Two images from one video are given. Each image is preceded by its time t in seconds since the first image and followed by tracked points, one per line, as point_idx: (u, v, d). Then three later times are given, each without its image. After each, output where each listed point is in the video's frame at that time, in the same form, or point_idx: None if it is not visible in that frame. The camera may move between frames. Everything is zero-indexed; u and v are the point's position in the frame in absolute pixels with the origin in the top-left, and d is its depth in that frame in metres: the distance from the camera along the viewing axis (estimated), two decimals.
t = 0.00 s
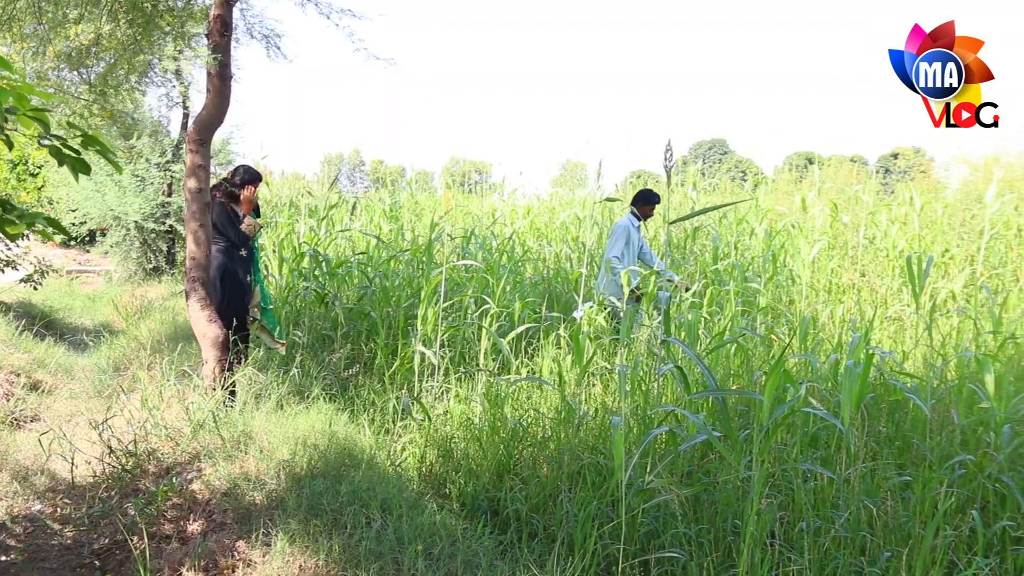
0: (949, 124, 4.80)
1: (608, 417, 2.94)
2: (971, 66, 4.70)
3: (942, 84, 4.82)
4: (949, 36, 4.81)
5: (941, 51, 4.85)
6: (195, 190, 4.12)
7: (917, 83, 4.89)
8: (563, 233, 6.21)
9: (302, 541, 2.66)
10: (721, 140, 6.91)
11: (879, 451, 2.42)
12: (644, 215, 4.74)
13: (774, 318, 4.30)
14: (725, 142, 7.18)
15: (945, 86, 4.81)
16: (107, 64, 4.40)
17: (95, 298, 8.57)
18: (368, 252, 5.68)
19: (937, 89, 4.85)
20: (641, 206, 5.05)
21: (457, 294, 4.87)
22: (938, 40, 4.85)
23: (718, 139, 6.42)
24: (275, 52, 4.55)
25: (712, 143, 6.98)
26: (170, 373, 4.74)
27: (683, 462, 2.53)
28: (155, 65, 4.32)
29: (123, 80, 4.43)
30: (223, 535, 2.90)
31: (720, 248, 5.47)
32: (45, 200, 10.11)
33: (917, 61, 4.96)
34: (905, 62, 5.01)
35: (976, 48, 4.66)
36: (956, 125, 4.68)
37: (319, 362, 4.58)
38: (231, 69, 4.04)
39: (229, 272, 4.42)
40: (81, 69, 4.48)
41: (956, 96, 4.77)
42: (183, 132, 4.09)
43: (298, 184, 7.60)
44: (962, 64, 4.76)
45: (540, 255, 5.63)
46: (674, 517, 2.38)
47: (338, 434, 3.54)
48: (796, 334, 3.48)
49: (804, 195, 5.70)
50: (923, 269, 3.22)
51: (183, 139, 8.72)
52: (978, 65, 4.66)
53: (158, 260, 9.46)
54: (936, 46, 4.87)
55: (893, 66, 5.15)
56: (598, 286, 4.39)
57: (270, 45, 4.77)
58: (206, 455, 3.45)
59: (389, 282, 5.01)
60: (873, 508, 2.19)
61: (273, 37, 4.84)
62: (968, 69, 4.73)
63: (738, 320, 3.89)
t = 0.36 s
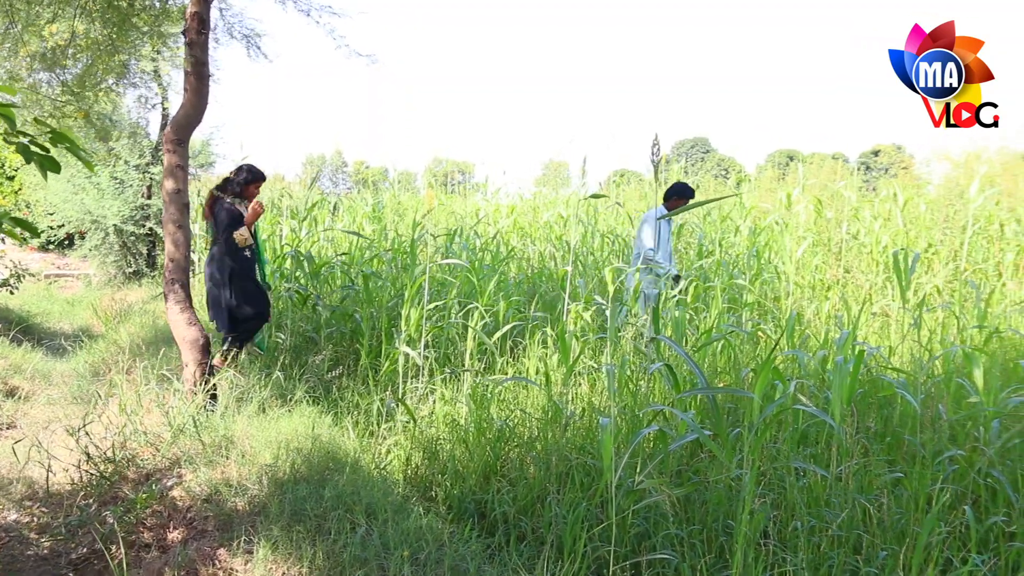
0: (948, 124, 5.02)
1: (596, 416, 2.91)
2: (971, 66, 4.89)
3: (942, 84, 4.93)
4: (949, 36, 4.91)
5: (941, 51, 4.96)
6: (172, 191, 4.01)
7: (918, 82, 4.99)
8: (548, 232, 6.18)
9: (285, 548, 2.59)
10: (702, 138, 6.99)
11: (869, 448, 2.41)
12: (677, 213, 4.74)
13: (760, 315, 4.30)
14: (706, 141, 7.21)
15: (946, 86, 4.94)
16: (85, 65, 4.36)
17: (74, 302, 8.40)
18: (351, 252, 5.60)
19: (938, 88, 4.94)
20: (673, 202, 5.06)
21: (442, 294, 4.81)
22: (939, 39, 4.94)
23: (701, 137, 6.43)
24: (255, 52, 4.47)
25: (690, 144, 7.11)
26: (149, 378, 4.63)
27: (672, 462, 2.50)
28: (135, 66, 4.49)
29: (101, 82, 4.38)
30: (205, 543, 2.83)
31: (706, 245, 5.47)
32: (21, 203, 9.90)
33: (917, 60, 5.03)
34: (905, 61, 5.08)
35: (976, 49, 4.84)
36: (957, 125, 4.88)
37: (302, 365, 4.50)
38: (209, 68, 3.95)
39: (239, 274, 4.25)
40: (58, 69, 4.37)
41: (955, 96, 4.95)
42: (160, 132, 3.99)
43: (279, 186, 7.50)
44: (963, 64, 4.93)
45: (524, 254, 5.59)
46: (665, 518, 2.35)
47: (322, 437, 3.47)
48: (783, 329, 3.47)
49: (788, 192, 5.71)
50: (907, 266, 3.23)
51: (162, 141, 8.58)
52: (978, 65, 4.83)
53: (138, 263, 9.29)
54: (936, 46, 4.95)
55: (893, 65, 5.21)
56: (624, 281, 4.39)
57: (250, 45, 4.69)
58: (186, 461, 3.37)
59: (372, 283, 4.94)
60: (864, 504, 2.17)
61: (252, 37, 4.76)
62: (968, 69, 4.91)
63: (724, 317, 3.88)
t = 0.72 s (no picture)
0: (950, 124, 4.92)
1: (578, 418, 2.87)
2: (971, 66, 4.66)
3: (942, 84, 4.81)
4: (949, 35, 4.69)
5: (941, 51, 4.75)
6: (144, 191, 3.89)
7: (916, 83, 4.90)
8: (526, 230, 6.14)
9: (262, 559, 2.52)
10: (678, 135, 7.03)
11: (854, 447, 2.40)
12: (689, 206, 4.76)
13: (741, 312, 4.30)
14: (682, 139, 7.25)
15: (945, 86, 4.81)
16: (53, 63, 4.24)
17: (44, 305, 8.17)
18: (327, 252, 5.51)
19: (936, 90, 4.84)
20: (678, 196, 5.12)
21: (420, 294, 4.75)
22: (939, 39, 4.74)
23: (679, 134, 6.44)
24: (229, 50, 4.35)
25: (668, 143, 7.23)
26: (121, 383, 4.50)
27: (658, 465, 2.48)
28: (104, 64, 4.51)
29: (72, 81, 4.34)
30: (179, 554, 2.74)
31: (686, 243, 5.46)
32: None
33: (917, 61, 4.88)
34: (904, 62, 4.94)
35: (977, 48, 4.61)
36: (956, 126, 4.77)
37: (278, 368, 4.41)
38: (181, 64, 3.83)
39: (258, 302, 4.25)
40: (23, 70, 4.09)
41: (956, 96, 4.79)
42: (130, 130, 3.86)
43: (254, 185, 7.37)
44: (963, 64, 4.70)
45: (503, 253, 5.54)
46: (652, 523, 2.33)
47: (299, 441, 3.39)
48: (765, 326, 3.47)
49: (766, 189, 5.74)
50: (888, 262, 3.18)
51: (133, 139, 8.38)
52: (979, 65, 4.64)
53: (110, 265, 9.07)
54: (936, 46, 4.76)
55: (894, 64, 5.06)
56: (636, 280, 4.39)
57: (223, 42, 4.56)
58: (159, 468, 3.27)
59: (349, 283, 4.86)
60: (851, 505, 2.16)
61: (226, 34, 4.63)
62: (968, 69, 4.69)
63: (706, 315, 3.87)
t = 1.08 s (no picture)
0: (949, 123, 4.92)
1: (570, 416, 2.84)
2: (971, 66, 4.68)
3: (942, 84, 4.81)
4: (949, 35, 4.68)
5: (941, 51, 4.74)
6: (126, 185, 3.79)
7: (917, 83, 4.90)
8: (514, 223, 6.09)
9: (248, 562, 2.47)
10: (665, 129, 7.04)
11: (847, 444, 2.39)
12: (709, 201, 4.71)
13: (731, 305, 4.29)
14: (669, 132, 7.24)
15: (945, 86, 4.82)
16: (34, 55, 4.17)
17: (26, 301, 8.02)
18: (313, 247, 5.43)
19: (937, 89, 4.86)
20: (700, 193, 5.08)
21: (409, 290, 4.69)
22: (939, 39, 4.71)
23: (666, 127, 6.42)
24: (213, 43, 4.26)
25: (656, 135, 7.24)
26: (104, 381, 4.41)
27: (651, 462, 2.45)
28: (84, 55, 4.43)
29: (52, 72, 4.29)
30: (164, 556, 2.68)
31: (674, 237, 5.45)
32: None
33: (918, 61, 4.85)
34: (905, 61, 4.91)
35: (977, 48, 4.62)
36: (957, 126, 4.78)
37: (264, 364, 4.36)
38: (163, 56, 3.74)
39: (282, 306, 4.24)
40: None
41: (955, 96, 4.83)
42: (113, 123, 3.77)
43: (239, 179, 7.26)
44: (963, 64, 4.70)
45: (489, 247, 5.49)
46: (646, 522, 2.31)
47: (286, 440, 3.33)
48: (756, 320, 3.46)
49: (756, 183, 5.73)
50: (879, 255, 3.07)
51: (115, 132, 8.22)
52: (978, 66, 4.65)
53: (94, 260, 8.92)
54: (936, 46, 4.75)
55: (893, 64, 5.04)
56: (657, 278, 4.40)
57: (207, 35, 4.47)
58: (143, 467, 3.20)
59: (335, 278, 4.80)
60: (845, 501, 2.16)
61: (209, 26, 4.53)
62: (968, 69, 4.71)
63: (696, 310, 3.85)
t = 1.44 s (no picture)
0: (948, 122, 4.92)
1: (558, 413, 2.82)
2: (971, 66, 4.68)
3: (941, 84, 4.81)
4: (949, 35, 4.65)
5: (941, 51, 4.71)
6: (108, 178, 3.71)
7: (916, 83, 4.90)
8: (501, 218, 6.05)
9: (230, 562, 2.42)
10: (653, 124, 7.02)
11: (836, 443, 2.39)
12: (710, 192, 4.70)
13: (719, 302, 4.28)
14: (658, 128, 7.23)
15: (945, 86, 4.82)
16: (16, 45, 4.10)
17: (7, 295, 7.87)
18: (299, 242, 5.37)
19: (936, 89, 4.85)
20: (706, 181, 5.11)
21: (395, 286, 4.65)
22: (939, 39, 4.66)
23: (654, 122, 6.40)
24: (199, 34, 4.18)
25: (644, 130, 7.23)
26: (85, 376, 4.33)
27: (640, 460, 2.44)
28: (68, 46, 4.34)
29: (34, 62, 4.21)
30: (145, 556, 2.62)
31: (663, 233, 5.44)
32: None
33: (918, 61, 4.83)
34: (905, 61, 4.89)
35: (977, 48, 4.62)
36: (958, 125, 4.76)
37: (248, 359, 4.31)
38: (147, 46, 3.65)
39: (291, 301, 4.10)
40: None
41: (956, 96, 4.83)
42: (95, 115, 3.68)
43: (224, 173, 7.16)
44: (963, 64, 4.70)
45: (476, 242, 5.45)
46: (635, 521, 2.29)
47: (270, 437, 3.28)
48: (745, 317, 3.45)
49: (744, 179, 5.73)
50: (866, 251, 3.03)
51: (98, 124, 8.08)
52: (978, 66, 4.65)
53: (78, 254, 8.77)
54: (936, 46, 4.71)
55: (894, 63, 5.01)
56: (666, 275, 4.43)
57: (192, 26, 4.38)
58: (124, 465, 3.14)
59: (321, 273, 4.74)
60: (834, 499, 2.16)
61: (195, 18, 4.45)
62: (968, 69, 4.71)
63: (684, 306, 3.84)
